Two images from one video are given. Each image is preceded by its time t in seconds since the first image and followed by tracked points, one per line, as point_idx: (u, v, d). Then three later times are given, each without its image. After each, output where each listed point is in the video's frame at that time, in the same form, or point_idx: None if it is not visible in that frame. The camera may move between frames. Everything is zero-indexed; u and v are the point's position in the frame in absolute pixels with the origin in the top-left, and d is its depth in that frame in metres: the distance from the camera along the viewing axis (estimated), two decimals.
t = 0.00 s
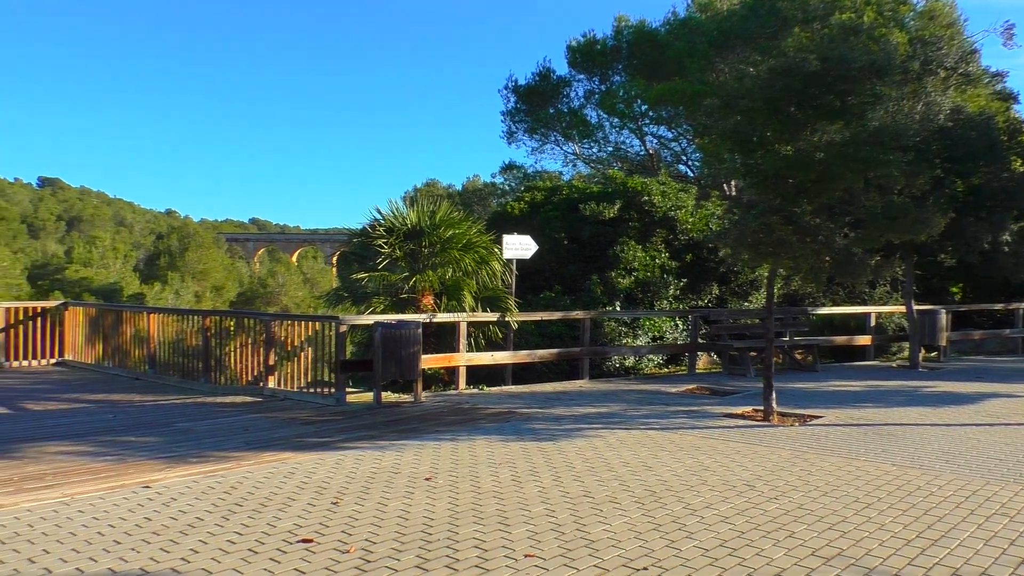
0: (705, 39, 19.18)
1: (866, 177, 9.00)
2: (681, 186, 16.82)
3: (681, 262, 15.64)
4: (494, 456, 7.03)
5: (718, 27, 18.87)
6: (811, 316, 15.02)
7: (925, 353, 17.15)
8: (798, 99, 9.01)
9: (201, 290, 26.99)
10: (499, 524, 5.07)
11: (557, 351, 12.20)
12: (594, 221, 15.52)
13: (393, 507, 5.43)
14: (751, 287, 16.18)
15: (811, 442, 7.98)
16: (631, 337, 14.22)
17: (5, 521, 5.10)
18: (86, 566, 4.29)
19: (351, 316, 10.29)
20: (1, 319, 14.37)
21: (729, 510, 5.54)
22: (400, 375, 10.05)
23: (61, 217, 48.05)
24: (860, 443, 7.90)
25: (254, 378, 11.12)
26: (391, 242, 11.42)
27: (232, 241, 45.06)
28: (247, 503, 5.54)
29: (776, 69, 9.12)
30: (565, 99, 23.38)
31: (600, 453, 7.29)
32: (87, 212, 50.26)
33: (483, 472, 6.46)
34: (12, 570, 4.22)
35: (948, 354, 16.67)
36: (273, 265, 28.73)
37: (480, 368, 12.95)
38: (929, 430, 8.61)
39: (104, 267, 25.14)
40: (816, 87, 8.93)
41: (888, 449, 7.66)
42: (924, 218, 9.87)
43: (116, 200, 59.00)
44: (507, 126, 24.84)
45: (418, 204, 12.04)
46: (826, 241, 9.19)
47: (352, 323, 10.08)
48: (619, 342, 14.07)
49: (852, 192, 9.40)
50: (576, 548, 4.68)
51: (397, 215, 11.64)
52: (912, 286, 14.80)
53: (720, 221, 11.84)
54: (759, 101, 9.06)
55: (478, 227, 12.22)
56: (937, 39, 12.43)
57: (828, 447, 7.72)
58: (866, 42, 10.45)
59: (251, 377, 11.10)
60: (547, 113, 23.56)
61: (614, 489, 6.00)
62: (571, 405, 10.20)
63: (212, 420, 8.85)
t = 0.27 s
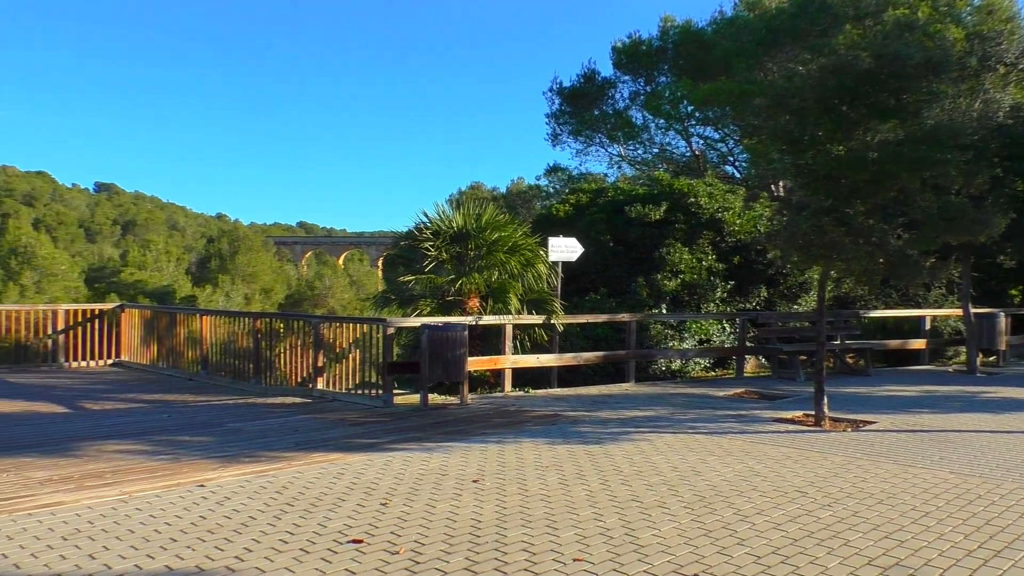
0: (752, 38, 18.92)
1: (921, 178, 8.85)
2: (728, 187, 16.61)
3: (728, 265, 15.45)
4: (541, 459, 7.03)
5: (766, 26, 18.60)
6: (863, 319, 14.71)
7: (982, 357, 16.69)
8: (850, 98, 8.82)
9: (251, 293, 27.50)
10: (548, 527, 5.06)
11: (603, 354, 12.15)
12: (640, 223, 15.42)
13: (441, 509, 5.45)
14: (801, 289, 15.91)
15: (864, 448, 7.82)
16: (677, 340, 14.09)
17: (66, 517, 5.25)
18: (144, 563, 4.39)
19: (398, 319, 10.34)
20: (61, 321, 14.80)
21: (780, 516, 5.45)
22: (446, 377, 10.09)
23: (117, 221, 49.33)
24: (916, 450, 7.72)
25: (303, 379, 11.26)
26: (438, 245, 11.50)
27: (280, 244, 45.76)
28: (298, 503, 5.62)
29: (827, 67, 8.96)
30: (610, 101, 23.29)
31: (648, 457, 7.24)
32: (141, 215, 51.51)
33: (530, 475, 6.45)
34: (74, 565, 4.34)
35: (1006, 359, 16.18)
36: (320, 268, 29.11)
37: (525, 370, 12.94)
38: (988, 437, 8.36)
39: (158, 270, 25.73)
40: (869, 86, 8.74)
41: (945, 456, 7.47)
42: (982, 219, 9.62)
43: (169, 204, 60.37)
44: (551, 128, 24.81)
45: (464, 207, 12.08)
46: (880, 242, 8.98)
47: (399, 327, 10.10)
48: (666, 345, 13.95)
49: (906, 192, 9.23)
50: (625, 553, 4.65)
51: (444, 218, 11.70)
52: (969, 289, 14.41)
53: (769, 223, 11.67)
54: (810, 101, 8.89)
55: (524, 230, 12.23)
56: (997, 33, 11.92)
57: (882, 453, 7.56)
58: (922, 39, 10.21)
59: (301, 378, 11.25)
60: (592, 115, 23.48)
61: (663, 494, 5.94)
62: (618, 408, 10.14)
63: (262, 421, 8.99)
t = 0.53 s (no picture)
0: (796, 36, 18.62)
1: (975, 176, 8.60)
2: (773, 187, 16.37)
3: (772, 266, 15.24)
4: (583, 462, 6.99)
5: (811, 23, 18.29)
6: (912, 321, 14.39)
7: None
8: (901, 95, 8.64)
9: (293, 295, 27.87)
10: (591, 530, 5.02)
11: (645, 356, 12.05)
12: (682, 224, 15.28)
13: (484, 510, 5.44)
14: (847, 291, 15.61)
15: (915, 453, 7.63)
16: (720, 342, 13.92)
17: (117, 516, 5.35)
18: (193, 561, 4.45)
19: (439, 320, 10.40)
20: (110, 323, 15.11)
21: (829, 522, 5.34)
22: (488, 379, 10.11)
23: (164, 225, 50.35)
24: (969, 456, 7.51)
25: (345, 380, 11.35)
26: (480, 247, 11.45)
27: (322, 247, 46.27)
28: (342, 503, 5.65)
29: (876, 64, 8.80)
30: (650, 101, 23.14)
31: (692, 460, 7.15)
32: (186, 219, 52.49)
33: (573, 477, 6.42)
34: (126, 563, 4.42)
35: None
36: (361, 270, 29.37)
37: (567, 373, 12.88)
38: None
39: (203, 273, 26.20)
40: (921, 82, 8.56)
41: (1000, 462, 7.25)
42: None
43: (214, 208, 61.41)
44: (591, 129, 24.71)
45: (505, 209, 12.05)
46: (931, 242, 8.77)
47: (440, 328, 10.19)
48: (708, 347, 13.79)
49: (959, 191, 8.99)
50: (670, 557, 4.59)
51: (484, 220, 11.69)
52: None
53: (815, 223, 11.47)
54: (859, 98, 8.73)
55: (564, 231, 12.16)
56: None
57: (934, 459, 7.37)
58: (974, 34, 9.95)
59: (343, 380, 11.33)
60: (632, 115, 23.33)
61: (708, 498, 5.87)
62: (660, 411, 10.04)
63: (306, 422, 9.07)
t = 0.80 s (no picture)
0: (833, 33, 18.37)
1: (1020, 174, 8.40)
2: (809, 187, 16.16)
3: (809, 266, 15.04)
4: (619, 464, 6.95)
5: (848, 20, 18.03)
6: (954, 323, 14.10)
7: None
8: (943, 93, 8.51)
9: (328, 296, 28.13)
10: (628, 533, 4.99)
11: (680, 358, 11.95)
12: (716, 224, 15.15)
13: (520, 512, 5.44)
14: (887, 291, 15.34)
15: (958, 457, 7.48)
16: (755, 344, 13.77)
17: (160, 514, 5.44)
18: (233, 560, 4.51)
19: (473, 322, 10.41)
20: (150, 324, 15.37)
21: (870, 527, 5.26)
22: (521, 382, 10.10)
23: (201, 228, 51.15)
24: (1014, 460, 7.35)
25: (380, 381, 11.43)
26: (513, 248, 11.48)
27: (356, 249, 46.66)
28: (379, 504, 5.69)
29: (917, 62, 8.70)
30: (684, 101, 23.00)
31: (729, 463, 7.09)
32: (223, 221, 53.25)
33: (608, 479, 6.39)
34: (168, 561, 4.49)
35: None
36: (394, 272, 29.55)
37: (600, 375, 12.81)
38: None
39: (239, 275, 26.54)
40: (963, 80, 8.42)
41: None
42: None
43: (250, 211, 62.24)
44: (624, 130, 24.61)
45: (538, 211, 12.05)
46: (974, 242, 8.58)
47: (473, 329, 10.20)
48: (744, 349, 13.65)
49: (1003, 190, 8.80)
50: (708, 560, 4.55)
51: (518, 221, 11.70)
52: None
53: (855, 223, 11.29)
54: (899, 97, 8.62)
55: (598, 232, 12.12)
56: None
57: (978, 463, 7.21)
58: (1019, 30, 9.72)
59: (378, 380, 11.41)
60: (666, 116, 23.22)
61: (745, 501, 5.81)
62: (695, 413, 9.96)
63: (342, 422, 9.15)
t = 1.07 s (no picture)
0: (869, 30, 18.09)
1: None
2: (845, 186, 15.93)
3: (845, 266, 14.83)
4: (652, 466, 6.91)
5: (884, 16, 17.74)
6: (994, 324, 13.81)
7: None
8: (984, 90, 8.35)
9: (359, 297, 28.32)
10: (662, 535, 4.96)
11: (713, 359, 11.85)
12: (750, 224, 14.99)
13: (553, 513, 5.43)
14: (925, 292, 15.07)
15: (1000, 461, 7.31)
16: (790, 345, 13.60)
17: (197, 512, 5.50)
18: (270, 559, 4.55)
19: (505, 323, 10.37)
20: (186, 325, 15.58)
21: (911, 532, 5.16)
22: (553, 382, 10.09)
23: (235, 229, 51.77)
24: None
25: (412, 382, 11.46)
26: (545, 248, 11.42)
27: (387, 250, 46.93)
28: (413, 504, 5.71)
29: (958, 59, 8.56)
30: (716, 100, 22.81)
31: (764, 465, 7.00)
32: (256, 223, 53.86)
33: (642, 481, 6.35)
34: (206, 559, 4.54)
35: None
36: (424, 273, 29.65)
37: (632, 376, 12.72)
38: None
39: (272, 276, 26.81)
40: (1005, 76, 8.26)
41: None
42: None
43: (282, 213, 62.88)
44: (655, 129, 24.46)
45: (569, 211, 12.00)
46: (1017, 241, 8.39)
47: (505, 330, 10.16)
48: (778, 350, 13.48)
49: None
50: (744, 564, 4.50)
51: (549, 222, 11.66)
52: None
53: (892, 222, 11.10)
54: (939, 94, 8.48)
55: (630, 232, 12.05)
56: None
57: (1021, 467, 7.05)
58: None
59: (410, 381, 11.45)
60: (698, 115, 23.05)
61: (782, 505, 5.73)
62: (729, 415, 9.86)
63: (375, 422, 9.19)
